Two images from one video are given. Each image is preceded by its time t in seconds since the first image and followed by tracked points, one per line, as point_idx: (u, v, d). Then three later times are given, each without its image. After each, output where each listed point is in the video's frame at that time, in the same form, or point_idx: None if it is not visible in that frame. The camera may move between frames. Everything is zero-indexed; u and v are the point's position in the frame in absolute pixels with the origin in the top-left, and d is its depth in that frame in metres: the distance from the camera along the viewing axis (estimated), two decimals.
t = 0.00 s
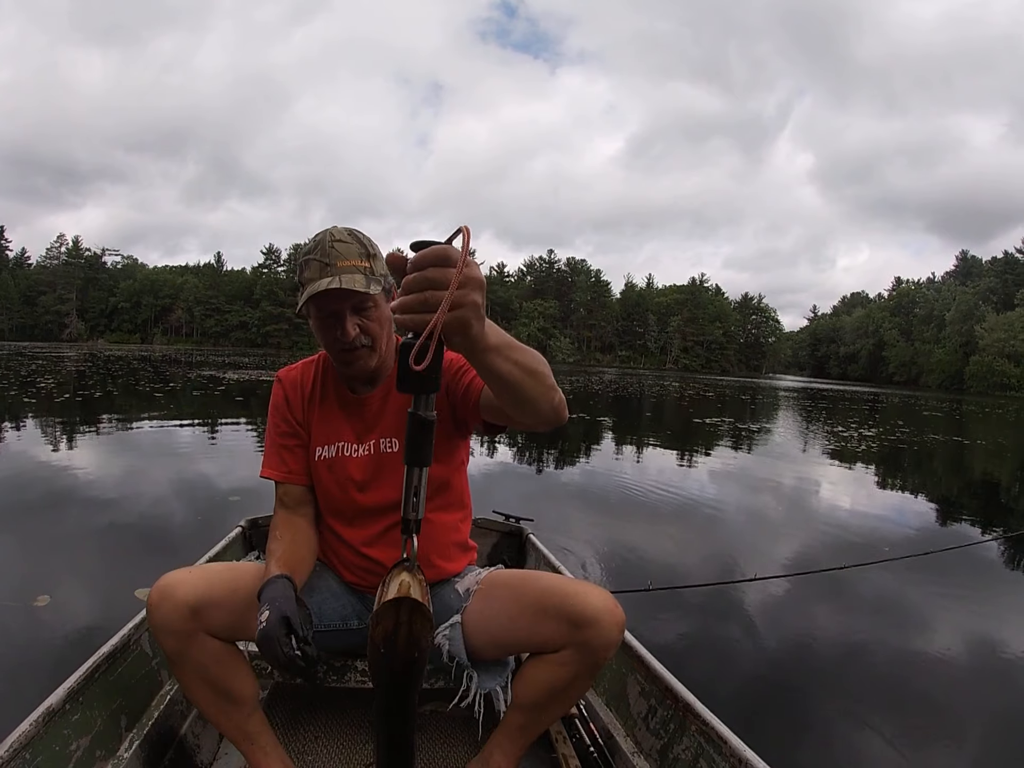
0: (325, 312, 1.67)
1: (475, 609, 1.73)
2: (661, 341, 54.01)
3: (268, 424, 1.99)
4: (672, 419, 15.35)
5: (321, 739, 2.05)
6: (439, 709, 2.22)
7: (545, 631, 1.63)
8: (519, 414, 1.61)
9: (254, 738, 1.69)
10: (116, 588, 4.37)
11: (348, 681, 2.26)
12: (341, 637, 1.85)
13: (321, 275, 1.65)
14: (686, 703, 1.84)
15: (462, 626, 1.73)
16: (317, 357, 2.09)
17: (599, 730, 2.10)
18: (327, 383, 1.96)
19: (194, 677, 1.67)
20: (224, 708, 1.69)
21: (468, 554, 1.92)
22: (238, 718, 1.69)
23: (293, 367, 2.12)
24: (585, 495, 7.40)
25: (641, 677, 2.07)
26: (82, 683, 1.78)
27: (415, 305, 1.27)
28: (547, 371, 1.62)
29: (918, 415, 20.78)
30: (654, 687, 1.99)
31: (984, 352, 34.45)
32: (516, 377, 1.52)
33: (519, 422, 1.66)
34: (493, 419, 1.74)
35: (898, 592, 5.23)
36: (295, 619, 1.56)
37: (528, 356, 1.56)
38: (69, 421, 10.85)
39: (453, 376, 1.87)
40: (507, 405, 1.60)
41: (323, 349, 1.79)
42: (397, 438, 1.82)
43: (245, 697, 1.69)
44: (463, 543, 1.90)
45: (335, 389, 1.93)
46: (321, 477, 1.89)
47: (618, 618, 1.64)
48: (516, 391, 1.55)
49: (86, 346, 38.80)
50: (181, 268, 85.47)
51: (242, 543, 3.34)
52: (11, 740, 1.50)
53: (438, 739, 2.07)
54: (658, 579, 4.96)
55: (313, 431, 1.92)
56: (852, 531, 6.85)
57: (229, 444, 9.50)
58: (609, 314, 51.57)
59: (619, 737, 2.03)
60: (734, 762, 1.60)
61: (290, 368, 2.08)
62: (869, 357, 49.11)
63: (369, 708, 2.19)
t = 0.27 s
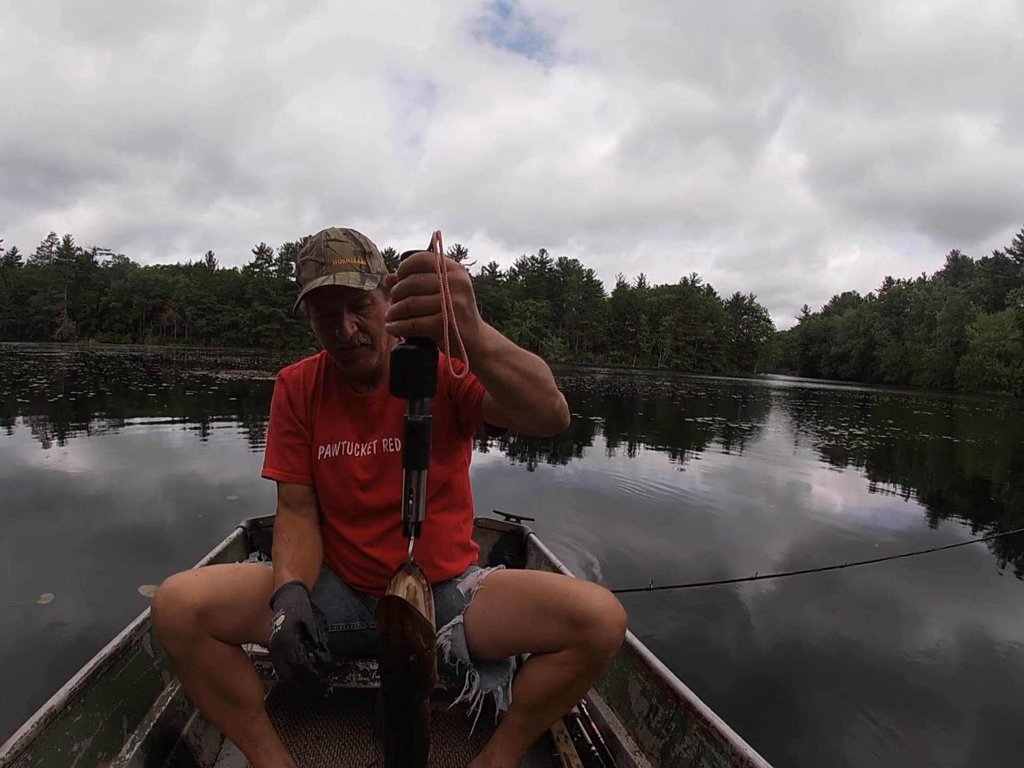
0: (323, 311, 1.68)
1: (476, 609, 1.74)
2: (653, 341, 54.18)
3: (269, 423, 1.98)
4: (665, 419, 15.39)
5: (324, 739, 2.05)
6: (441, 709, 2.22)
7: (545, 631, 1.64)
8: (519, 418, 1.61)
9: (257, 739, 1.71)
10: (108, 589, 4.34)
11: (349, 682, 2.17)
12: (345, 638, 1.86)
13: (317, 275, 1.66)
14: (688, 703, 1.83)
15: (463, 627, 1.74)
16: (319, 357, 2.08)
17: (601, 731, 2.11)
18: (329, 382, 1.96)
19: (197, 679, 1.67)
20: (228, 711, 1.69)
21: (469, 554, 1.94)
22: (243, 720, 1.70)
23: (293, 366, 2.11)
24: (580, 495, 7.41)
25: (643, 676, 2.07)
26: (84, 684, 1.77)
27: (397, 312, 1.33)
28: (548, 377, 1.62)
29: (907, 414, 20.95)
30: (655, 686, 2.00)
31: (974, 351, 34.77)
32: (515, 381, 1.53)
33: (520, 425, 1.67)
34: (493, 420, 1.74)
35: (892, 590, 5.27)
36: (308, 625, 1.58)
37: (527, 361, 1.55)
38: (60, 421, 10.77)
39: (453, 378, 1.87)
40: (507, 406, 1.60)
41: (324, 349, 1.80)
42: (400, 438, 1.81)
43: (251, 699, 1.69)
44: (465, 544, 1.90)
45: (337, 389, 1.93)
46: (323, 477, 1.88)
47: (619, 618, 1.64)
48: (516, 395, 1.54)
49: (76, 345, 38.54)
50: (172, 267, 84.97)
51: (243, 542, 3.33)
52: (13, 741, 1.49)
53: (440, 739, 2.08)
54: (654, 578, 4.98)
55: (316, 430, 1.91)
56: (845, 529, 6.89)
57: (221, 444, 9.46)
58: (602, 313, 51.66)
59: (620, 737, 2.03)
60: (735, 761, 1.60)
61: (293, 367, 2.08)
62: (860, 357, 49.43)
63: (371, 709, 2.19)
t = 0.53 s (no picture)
0: (317, 315, 1.68)
1: (476, 609, 1.75)
2: (645, 342, 54.33)
3: (269, 426, 1.98)
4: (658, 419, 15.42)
5: (324, 739, 2.05)
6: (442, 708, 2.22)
7: (546, 630, 1.64)
8: (518, 419, 1.61)
9: (257, 740, 1.71)
10: (100, 589, 4.31)
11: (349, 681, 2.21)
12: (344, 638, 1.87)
13: (308, 281, 1.65)
14: (687, 703, 1.83)
15: (463, 626, 1.75)
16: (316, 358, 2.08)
17: (601, 731, 2.11)
18: (327, 383, 1.95)
19: (198, 679, 1.65)
20: (228, 712, 1.68)
21: (470, 553, 1.94)
22: (243, 722, 1.69)
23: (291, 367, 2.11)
24: (574, 495, 7.42)
25: (642, 676, 2.07)
26: (84, 684, 1.76)
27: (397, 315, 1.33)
28: (547, 379, 1.63)
29: (896, 414, 21.14)
30: (655, 686, 2.00)
31: (964, 351, 35.09)
32: (514, 384, 1.53)
33: (520, 426, 1.67)
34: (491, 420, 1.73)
35: (884, 589, 5.30)
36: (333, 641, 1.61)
37: (526, 363, 1.56)
38: (50, 420, 10.70)
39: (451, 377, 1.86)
40: (505, 408, 1.60)
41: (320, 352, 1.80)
42: (399, 437, 1.81)
43: (251, 701, 1.69)
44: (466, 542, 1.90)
45: (335, 389, 1.93)
46: (323, 477, 1.88)
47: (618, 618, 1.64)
48: (515, 397, 1.55)
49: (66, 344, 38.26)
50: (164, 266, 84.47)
51: (242, 542, 3.31)
52: (13, 742, 1.49)
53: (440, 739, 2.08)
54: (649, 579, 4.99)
55: (315, 431, 1.91)
56: (837, 530, 6.92)
57: (213, 444, 9.41)
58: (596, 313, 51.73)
59: (620, 737, 2.03)
60: (735, 761, 1.60)
61: (290, 368, 2.07)
62: (851, 357, 49.73)
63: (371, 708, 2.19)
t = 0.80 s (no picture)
0: (312, 319, 1.67)
1: (475, 608, 1.75)
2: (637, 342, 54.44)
3: (268, 428, 1.96)
4: (649, 418, 15.48)
5: (323, 738, 2.04)
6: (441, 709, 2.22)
7: (547, 629, 1.64)
8: (517, 419, 1.61)
9: (257, 741, 1.71)
10: (92, 590, 4.27)
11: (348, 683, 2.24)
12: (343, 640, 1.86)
13: (303, 285, 1.64)
14: (688, 703, 1.84)
15: (463, 626, 1.75)
16: (314, 359, 2.07)
17: (601, 731, 2.12)
18: (326, 384, 1.94)
19: (199, 680, 1.65)
20: (228, 713, 1.68)
21: (470, 553, 1.93)
22: (243, 722, 1.69)
23: (289, 368, 2.09)
24: (566, 494, 7.43)
25: (642, 676, 2.08)
26: (84, 684, 1.76)
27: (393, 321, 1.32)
28: (546, 379, 1.62)
29: (885, 413, 21.33)
30: (654, 686, 2.00)
31: (955, 352, 35.43)
32: (513, 385, 1.53)
33: (520, 426, 1.67)
34: (491, 419, 1.73)
35: (877, 589, 5.33)
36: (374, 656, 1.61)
37: (524, 364, 1.56)
38: (40, 419, 10.61)
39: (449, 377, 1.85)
40: (505, 407, 1.60)
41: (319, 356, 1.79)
42: (399, 437, 1.81)
43: (251, 701, 1.68)
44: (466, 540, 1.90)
45: (333, 390, 1.92)
46: (323, 477, 1.87)
47: (618, 617, 1.64)
48: (513, 397, 1.55)
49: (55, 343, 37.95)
50: (154, 264, 83.83)
51: (242, 542, 3.30)
52: (12, 742, 1.48)
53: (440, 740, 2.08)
54: (643, 579, 5.01)
55: (314, 432, 1.90)
56: (828, 529, 6.96)
57: (204, 443, 9.33)
58: (588, 313, 51.85)
59: (620, 737, 2.03)
60: (736, 761, 1.60)
61: (287, 371, 2.06)
62: (842, 357, 50.05)
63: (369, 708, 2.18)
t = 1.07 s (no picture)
0: (310, 320, 1.67)
1: (476, 608, 1.75)
2: (629, 342, 54.54)
3: (267, 442, 1.91)
4: (642, 417, 15.52)
5: (322, 738, 2.04)
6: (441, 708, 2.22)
7: (546, 629, 1.64)
8: (518, 415, 1.62)
9: (256, 740, 1.71)
10: (83, 591, 4.24)
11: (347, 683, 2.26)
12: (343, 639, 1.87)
13: (300, 286, 1.64)
14: (687, 703, 1.84)
15: (463, 626, 1.76)
16: (308, 367, 2.04)
17: (600, 731, 2.12)
18: (324, 390, 1.92)
19: (199, 679, 1.65)
20: (227, 712, 1.68)
21: (471, 552, 1.94)
22: (242, 722, 1.70)
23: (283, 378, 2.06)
24: (561, 493, 7.44)
25: (642, 677, 2.08)
26: (83, 683, 1.76)
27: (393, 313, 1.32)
28: (546, 374, 1.63)
29: (875, 413, 21.46)
30: (654, 687, 2.01)
31: (946, 352, 35.73)
32: (513, 379, 1.53)
33: (522, 423, 1.68)
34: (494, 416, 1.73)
35: (869, 587, 5.37)
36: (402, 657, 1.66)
37: (524, 359, 1.56)
38: (30, 419, 10.55)
39: (449, 374, 1.86)
40: (506, 402, 1.60)
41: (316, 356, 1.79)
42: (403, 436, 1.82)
43: (250, 701, 1.69)
44: (468, 538, 1.90)
45: (333, 395, 1.90)
46: (328, 483, 1.85)
47: (618, 618, 1.64)
48: (514, 393, 1.55)
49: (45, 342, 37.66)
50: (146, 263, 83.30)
51: (242, 543, 3.29)
52: (11, 741, 1.48)
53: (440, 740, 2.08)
54: (637, 577, 5.02)
55: (315, 440, 1.87)
56: (821, 527, 7.00)
57: (196, 444, 9.28)
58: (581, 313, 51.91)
59: (619, 737, 2.04)
60: (735, 762, 1.61)
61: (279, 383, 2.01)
62: (834, 356, 50.35)
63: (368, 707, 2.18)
